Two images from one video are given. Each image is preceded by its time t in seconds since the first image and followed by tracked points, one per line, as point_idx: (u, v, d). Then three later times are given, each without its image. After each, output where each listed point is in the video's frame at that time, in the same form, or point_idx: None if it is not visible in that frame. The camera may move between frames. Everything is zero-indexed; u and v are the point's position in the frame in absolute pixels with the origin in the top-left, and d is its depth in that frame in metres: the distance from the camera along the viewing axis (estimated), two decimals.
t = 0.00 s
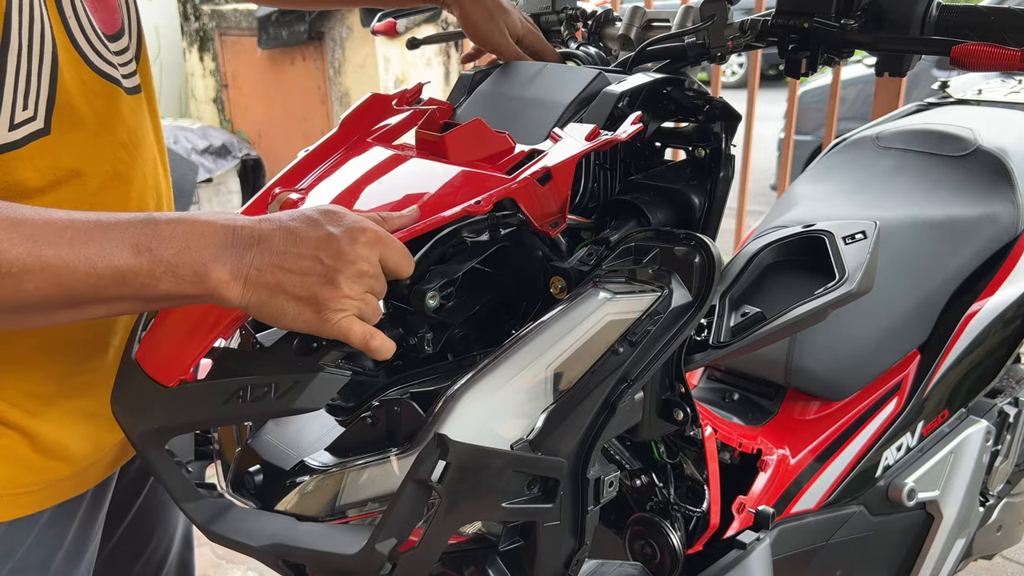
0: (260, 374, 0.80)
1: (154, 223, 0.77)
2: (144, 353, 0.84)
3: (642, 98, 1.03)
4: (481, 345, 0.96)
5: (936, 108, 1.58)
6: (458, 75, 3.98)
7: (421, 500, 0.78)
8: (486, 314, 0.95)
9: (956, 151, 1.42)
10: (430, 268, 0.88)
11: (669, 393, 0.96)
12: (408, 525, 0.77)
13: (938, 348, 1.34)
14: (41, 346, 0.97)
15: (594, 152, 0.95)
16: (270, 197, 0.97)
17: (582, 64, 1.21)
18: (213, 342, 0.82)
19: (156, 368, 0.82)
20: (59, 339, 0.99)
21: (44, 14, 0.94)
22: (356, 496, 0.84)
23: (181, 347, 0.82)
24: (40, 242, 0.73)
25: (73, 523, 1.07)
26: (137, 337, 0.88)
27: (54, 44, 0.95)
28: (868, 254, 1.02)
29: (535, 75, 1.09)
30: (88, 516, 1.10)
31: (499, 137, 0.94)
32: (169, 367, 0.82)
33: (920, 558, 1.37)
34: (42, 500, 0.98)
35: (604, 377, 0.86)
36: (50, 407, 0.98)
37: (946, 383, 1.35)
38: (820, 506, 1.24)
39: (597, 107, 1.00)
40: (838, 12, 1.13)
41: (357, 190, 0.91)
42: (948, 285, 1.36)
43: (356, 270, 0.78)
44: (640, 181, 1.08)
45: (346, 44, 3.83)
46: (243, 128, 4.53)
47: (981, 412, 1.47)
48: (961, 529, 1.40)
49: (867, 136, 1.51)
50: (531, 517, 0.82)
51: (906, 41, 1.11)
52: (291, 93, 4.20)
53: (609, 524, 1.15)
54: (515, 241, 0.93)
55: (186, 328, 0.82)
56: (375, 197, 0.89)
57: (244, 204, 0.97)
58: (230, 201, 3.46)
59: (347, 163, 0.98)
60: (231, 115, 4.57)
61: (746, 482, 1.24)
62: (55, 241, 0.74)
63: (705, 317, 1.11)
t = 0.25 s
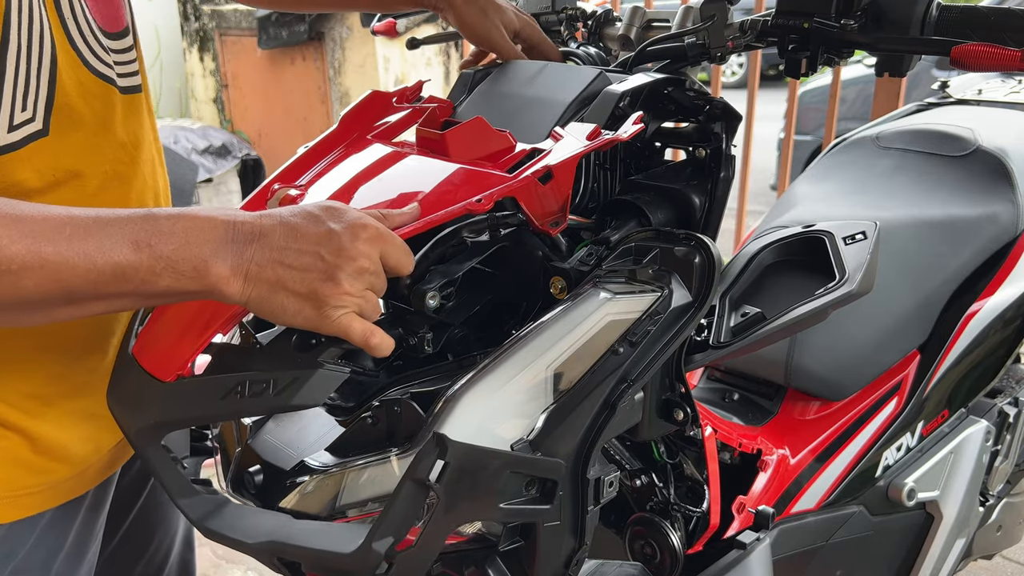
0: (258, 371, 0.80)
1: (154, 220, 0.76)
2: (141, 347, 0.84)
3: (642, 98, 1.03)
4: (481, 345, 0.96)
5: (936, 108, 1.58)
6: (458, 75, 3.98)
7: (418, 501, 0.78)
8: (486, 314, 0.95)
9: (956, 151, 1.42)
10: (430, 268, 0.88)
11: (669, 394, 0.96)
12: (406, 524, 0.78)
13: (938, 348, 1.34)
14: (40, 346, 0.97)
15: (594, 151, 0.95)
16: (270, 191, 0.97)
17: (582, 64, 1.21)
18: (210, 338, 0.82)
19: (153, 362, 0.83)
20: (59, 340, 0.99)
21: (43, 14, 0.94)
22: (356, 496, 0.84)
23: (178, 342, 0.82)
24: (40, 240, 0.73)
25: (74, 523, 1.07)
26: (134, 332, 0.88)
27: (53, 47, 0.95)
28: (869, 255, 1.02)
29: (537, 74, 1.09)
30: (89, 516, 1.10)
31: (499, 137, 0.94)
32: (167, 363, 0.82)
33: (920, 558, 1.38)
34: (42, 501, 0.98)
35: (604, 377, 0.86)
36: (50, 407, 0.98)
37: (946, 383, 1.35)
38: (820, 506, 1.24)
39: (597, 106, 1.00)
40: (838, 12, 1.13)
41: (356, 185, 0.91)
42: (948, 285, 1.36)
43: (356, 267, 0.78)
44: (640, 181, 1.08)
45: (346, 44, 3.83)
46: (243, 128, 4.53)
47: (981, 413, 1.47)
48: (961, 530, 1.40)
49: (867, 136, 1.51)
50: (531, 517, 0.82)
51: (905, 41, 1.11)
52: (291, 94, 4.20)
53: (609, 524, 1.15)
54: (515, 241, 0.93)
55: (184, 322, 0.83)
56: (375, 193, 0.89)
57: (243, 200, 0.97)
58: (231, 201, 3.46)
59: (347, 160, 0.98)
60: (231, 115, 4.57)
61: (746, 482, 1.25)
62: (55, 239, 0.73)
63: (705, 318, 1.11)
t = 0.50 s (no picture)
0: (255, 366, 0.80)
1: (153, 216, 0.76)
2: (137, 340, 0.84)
3: (642, 97, 1.03)
4: (481, 345, 0.96)
5: (936, 108, 1.58)
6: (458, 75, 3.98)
7: (412, 499, 0.78)
8: (486, 314, 0.95)
9: (956, 151, 1.42)
10: (430, 268, 0.88)
11: (669, 394, 0.96)
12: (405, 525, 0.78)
13: (938, 348, 1.34)
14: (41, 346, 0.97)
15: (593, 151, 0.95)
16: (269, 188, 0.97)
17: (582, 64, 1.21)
18: (207, 333, 0.82)
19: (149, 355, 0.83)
20: (60, 340, 0.99)
21: (43, 15, 0.94)
22: (356, 496, 0.84)
23: (175, 335, 0.82)
24: (40, 236, 0.72)
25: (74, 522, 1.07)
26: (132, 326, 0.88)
27: (53, 46, 0.95)
28: (869, 254, 1.02)
29: (537, 73, 1.09)
30: (89, 516, 1.10)
31: (499, 134, 0.94)
32: (163, 356, 0.82)
33: (920, 558, 1.37)
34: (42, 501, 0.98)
35: (604, 377, 0.86)
36: (50, 408, 0.98)
37: (946, 383, 1.35)
38: (820, 506, 1.24)
39: (597, 105, 1.00)
40: (838, 12, 1.13)
41: (355, 181, 0.91)
42: (948, 285, 1.36)
43: (355, 263, 0.78)
44: (640, 182, 1.08)
45: (346, 44, 3.83)
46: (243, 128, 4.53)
47: (982, 413, 1.47)
48: (961, 529, 1.40)
49: (867, 136, 1.51)
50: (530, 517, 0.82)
51: (906, 41, 1.11)
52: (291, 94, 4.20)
53: (609, 524, 1.15)
54: (515, 241, 0.93)
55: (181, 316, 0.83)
56: (374, 190, 0.89)
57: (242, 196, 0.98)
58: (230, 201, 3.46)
59: (346, 157, 0.98)
60: (231, 115, 4.57)
61: (746, 482, 1.25)
62: (54, 234, 0.73)
63: (705, 318, 1.11)
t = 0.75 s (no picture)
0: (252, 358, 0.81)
1: (152, 209, 0.76)
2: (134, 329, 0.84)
3: (643, 96, 1.03)
4: (481, 345, 0.96)
5: (936, 108, 1.58)
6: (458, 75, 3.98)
7: (409, 495, 0.78)
8: (486, 314, 0.96)
9: (956, 151, 1.42)
10: (430, 268, 0.88)
11: (670, 394, 0.96)
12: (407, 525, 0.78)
13: (938, 348, 1.34)
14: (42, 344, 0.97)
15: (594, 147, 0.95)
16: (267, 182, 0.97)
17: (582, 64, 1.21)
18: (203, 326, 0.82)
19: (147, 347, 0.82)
20: (61, 336, 0.99)
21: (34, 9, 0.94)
22: (356, 496, 0.84)
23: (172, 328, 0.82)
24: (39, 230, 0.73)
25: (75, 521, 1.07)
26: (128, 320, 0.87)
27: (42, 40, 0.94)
28: (869, 255, 1.02)
29: (537, 71, 1.09)
30: (90, 514, 1.10)
31: (499, 130, 0.95)
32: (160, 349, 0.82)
33: (920, 558, 1.37)
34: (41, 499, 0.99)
35: (604, 377, 0.86)
36: (51, 405, 0.98)
37: (946, 383, 1.35)
38: (820, 506, 1.24)
39: (598, 103, 1.00)
40: (838, 12, 1.13)
41: (356, 176, 0.91)
42: (948, 285, 1.36)
43: (355, 255, 0.79)
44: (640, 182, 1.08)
45: (346, 44, 3.83)
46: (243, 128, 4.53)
47: (982, 413, 1.47)
48: (961, 529, 1.40)
49: (867, 136, 1.51)
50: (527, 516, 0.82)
51: (906, 41, 1.11)
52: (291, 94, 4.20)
53: (609, 524, 1.15)
54: (515, 241, 0.93)
55: (178, 308, 0.82)
56: (373, 185, 0.89)
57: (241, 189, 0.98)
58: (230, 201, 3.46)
59: (346, 153, 0.98)
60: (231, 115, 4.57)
61: (746, 482, 1.25)
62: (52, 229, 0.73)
63: (705, 318, 1.11)
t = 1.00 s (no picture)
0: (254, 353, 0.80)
1: (151, 203, 0.76)
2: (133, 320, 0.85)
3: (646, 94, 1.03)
4: (481, 345, 0.96)
5: (936, 108, 1.58)
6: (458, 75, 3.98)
7: (413, 491, 0.78)
8: (486, 314, 0.96)
9: (956, 151, 1.42)
10: (430, 268, 0.88)
11: (670, 394, 0.96)
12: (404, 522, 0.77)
13: (938, 348, 1.34)
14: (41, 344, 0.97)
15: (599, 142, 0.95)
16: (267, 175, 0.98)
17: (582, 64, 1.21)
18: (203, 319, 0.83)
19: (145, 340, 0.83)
20: (61, 338, 1.00)
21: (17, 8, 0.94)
22: (356, 496, 0.84)
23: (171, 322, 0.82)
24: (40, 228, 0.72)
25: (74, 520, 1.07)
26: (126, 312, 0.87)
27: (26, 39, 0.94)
28: (869, 255, 1.02)
29: (538, 68, 1.10)
30: (89, 514, 1.10)
31: (502, 126, 0.94)
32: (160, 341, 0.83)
33: (920, 558, 1.37)
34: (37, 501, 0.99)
35: (604, 377, 0.86)
36: (49, 406, 0.99)
37: (946, 384, 1.35)
38: (820, 506, 1.24)
39: (602, 100, 1.00)
40: (838, 12, 1.13)
41: (357, 170, 0.90)
42: (948, 285, 1.36)
43: (360, 248, 0.78)
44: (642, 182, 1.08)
45: (346, 44, 3.83)
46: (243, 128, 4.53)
47: (982, 413, 1.47)
48: (961, 529, 1.40)
49: (867, 136, 1.51)
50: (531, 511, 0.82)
51: (905, 41, 1.11)
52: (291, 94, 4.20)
53: (609, 524, 1.15)
54: (515, 241, 0.93)
55: (177, 301, 0.82)
56: (375, 178, 0.88)
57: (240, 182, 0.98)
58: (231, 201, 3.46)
59: (345, 148, 0.97)
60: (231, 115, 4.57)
61: (746, 482, 1.25)
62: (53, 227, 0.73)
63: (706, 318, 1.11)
